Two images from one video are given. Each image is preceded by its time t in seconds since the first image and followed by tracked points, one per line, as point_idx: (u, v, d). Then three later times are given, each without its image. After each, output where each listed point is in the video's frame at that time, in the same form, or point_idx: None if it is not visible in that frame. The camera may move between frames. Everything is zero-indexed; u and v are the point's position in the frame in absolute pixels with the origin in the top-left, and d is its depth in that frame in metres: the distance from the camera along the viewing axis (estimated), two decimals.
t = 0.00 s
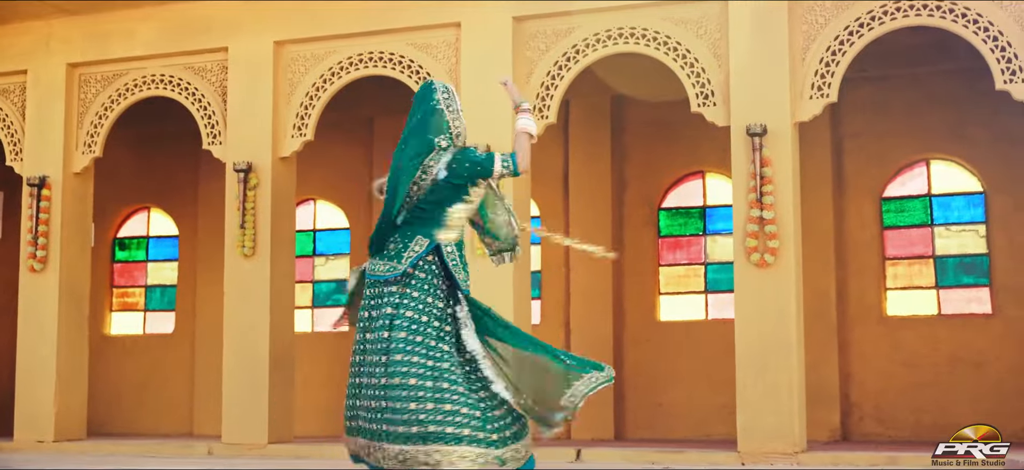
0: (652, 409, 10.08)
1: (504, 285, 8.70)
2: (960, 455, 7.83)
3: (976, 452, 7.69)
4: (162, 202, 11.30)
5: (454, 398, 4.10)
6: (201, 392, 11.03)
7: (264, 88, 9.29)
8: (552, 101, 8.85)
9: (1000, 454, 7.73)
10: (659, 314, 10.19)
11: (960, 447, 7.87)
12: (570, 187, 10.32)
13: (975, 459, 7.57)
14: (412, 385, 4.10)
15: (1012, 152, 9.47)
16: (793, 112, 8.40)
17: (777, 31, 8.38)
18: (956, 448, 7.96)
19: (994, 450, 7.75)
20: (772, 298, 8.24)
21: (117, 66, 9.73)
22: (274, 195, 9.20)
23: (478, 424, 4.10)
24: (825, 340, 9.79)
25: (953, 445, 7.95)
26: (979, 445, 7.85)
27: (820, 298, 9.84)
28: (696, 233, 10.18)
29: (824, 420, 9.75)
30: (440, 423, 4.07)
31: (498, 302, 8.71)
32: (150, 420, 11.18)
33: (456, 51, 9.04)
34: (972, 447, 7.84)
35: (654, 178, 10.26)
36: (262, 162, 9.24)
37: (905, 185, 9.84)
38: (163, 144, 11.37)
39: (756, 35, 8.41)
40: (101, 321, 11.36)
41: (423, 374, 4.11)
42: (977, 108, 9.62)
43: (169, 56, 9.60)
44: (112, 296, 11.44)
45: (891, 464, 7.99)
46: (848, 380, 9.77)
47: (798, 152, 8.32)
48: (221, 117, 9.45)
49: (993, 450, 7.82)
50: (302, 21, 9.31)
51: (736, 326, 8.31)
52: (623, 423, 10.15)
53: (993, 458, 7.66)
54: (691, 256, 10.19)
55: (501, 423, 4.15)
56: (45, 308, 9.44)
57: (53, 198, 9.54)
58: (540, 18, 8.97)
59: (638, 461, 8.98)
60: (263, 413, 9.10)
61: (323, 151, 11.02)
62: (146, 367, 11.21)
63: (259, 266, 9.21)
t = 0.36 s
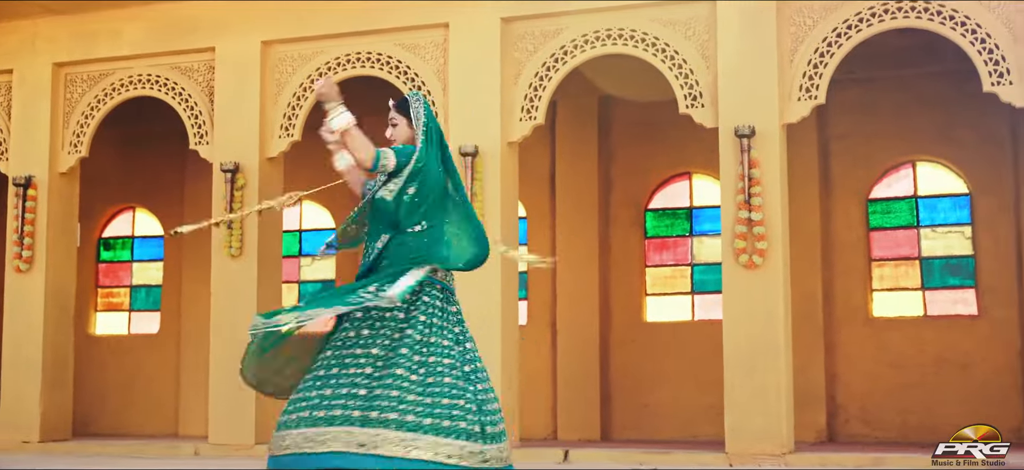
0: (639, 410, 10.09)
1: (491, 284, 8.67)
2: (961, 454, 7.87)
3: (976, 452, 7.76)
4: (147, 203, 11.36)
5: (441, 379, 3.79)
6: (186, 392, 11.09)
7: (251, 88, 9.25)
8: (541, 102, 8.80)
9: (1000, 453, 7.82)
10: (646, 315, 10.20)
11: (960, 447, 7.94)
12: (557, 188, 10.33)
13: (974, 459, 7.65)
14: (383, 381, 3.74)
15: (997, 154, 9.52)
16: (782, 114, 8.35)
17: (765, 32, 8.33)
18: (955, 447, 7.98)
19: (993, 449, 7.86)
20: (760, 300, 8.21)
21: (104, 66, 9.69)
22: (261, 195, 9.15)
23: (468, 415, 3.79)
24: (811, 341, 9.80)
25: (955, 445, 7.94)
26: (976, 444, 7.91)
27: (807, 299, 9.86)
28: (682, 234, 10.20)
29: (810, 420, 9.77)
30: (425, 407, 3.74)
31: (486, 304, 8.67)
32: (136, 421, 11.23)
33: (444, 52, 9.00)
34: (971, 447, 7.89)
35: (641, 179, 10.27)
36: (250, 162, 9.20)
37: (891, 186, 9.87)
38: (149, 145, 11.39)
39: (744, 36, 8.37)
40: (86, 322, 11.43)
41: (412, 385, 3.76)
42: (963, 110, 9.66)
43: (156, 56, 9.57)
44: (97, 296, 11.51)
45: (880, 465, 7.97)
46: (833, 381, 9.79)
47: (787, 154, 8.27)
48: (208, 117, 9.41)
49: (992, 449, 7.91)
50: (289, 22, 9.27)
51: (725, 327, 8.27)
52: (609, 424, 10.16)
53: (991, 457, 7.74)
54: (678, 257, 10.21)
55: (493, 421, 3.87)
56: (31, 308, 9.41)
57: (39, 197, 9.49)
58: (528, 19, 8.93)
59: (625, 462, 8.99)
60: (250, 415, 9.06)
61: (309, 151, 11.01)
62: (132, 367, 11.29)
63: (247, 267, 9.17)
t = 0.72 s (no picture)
0: (628, 413, 10.00)
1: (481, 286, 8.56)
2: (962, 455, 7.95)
3: (977, 453, 7.92)
4: (129, 203, 11.22)
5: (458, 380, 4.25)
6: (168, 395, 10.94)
7: (238, 88, 9.11)
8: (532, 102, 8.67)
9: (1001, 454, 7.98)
10: (636, 316, 10.09)
11: (959, 449, 8.04)
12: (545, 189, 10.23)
13: (975, 459, 7.82)
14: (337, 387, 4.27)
15: (991, 156, 9.44)
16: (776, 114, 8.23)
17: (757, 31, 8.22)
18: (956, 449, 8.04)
19: (992, 451, 8.00)
20: (753, 301, 8.08)
21: (82, 62, 9.56)
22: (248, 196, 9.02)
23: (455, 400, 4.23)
24: (803, 344, 9.72)
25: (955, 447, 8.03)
26: (977, 446, 8.02)
27: (799, 302, 9.78)
28: (672, 235, 10.10)
29: (801, 424, 9.70)
30: (457, 398, 4.23)
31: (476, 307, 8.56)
32: (118, 424, 11.08)
33: (434, 52, 8.88)
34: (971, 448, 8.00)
35: (631, 180, 10.17)
36: (236, 163, 9.06)
37: (887, 187, 9.79)
38: (131, 145, 11.27)
39: (738, 35, 8.25)
40: (65, 323, 11.29)
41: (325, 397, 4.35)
42: (959, 109, 9.56)
43: (137, 53, 9.44)
44: (76, 298, 11.39)
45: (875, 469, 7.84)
46: (825, 383, 9.71)
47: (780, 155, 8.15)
48: (193, 116, 9.28)
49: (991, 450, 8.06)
50: (276, 20, 9.13)
51: (717, 330, 8.15)
52: (598, 427, 10.06)
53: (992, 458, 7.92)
54: (667, 258, 10.10)
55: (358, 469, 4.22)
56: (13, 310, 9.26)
57: (13, 197, 9.34)
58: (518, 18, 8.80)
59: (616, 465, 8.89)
60: (237, 419, 8.91)
61: (295, 152, 10.88)
62: (113, 369, 11.14)
63: (234, 268, 9.04)
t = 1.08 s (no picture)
0: (624, 411, 10.12)
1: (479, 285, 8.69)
2: (962, 455, 8.01)
3: (976, 452, 7.98)
4: (131, 204, 11.34)
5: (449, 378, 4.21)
6: (171, 393, 11.07)
7: (238, 90, 9.22)
8: (528, 104, 8.78)
9: (1000, 453, 8.07)
10: (631, 316, 10.22)
11: (961, 449, 8.09)
12: (542, 190, 10.35)
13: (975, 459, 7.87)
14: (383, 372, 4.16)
15: (981, 158, 9.55)
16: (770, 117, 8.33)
17: (750, 35, 8.31)
18: (957, 449, 8.09)
19: (993, 452, 8.06)
20: (748, 301, 8.19)
21: (90, 67, 9.68)
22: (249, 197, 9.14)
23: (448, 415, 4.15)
24: (795, 343, 9.85)
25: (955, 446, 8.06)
26: (977, 445, 8.09)
27: (792, 302, 9.90)
28: (667, 236, 10.22)
29: (795, 422, 9.82)
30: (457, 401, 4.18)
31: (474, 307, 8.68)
32: (122, 422, 11.22)
33: (431, 54, 8.98)
34: (971, 448, 8.08)
35: (626, 181, 10.28)
36: (237, 165, 9.18)
37: (876, 188, 9.91)
38: (134, 146, 11.37)
39: (731, 39, 8.34)
40: (70, 323, 11.41)
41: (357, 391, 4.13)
42: (948, 112, 9.68)
43: (142, 57, 9.54)
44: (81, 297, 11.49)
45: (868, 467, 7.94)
46: (818, 382, 9.84)
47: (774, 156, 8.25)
48: (195, 119, 9.39)
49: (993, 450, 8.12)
50: (275, 23, 9.24)
51: (711, 330, 8.26)
52: (595, 425, 10.19)
53: (992, 457, 7.97)
54: (662, 259, 10.22)
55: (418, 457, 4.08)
56: (17, 310, 9.39)
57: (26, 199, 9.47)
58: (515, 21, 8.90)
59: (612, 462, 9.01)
60: (237, 416, 9.03)
61: (295, 153, 11.01)
62: (116, 367, 11.26)
63: (234, 269, 9.15)
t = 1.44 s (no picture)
0: (636, 411, 10.11)
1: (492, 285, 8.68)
2: (962, 455, 8.06)
3: (977, 453, 8.05)
4: (143, 204, 11.35)
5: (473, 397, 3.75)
6: (182, 393, 11.07)
7: (250, 91, 9.22)
8: (540, 103, 8.76)
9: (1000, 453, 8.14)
10: (642, 316, 10.20)
11: (960, 449, 8.15)
12: (554, 190, 10.34)
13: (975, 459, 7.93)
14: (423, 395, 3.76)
15: (994, 158, 9.53)
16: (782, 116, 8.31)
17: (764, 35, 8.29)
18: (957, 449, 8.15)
19: (991, 452, 8.15)
20: (762, 300, 8.17)
21: (103, 67, 9.68)
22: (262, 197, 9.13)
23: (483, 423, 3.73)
24: (808, 343, 9.83)
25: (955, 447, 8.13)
26: (976, 446, 8.16)
27: (805, 302, 9.88)
28: (679, 236, 10.20)
29: (808, 422, 9.80)
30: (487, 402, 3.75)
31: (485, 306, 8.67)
32: (133, 421, 11.23)
33: (444, 54, 8.97)
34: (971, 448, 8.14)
35: (638, 181, 10.27)
36: (249, 165, 9.17)
37: (889, 188, 9.89)
38: (146, 146, 11.39)
39: (745, 38, 8.32)
40: (83, 322, 11.43)
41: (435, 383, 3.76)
42: (963, 112, 9.64)
43: (155, 57, 9.54)
44: (93, 296, 11.52)
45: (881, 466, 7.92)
46: (831, 382, 9.82)
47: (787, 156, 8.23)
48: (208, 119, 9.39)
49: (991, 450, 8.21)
50: (287, 23, 9.24)
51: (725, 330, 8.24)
52: (607, 425, 10.17)
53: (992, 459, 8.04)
54: (674, 258, 10.20)
55: (526, 424, 3.78)
56: (30, 310, 9.40)
57: (40, 198, 9.49)
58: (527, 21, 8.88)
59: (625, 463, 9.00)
60: (248, 416, 9.02)
61: (307, 153, 11.02)
62: (128, 366, 11.28)
63: (246, 268, 9.14)
